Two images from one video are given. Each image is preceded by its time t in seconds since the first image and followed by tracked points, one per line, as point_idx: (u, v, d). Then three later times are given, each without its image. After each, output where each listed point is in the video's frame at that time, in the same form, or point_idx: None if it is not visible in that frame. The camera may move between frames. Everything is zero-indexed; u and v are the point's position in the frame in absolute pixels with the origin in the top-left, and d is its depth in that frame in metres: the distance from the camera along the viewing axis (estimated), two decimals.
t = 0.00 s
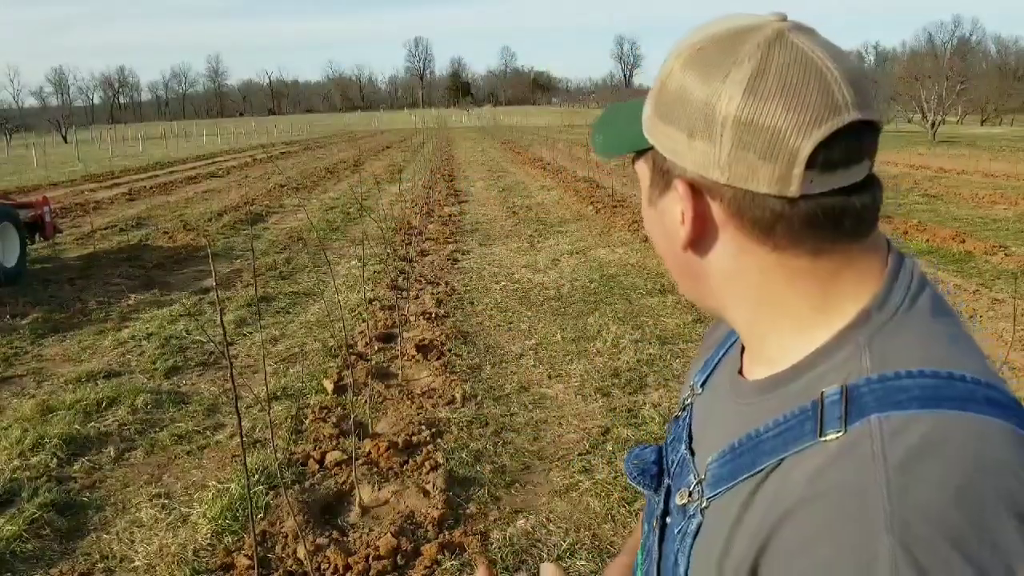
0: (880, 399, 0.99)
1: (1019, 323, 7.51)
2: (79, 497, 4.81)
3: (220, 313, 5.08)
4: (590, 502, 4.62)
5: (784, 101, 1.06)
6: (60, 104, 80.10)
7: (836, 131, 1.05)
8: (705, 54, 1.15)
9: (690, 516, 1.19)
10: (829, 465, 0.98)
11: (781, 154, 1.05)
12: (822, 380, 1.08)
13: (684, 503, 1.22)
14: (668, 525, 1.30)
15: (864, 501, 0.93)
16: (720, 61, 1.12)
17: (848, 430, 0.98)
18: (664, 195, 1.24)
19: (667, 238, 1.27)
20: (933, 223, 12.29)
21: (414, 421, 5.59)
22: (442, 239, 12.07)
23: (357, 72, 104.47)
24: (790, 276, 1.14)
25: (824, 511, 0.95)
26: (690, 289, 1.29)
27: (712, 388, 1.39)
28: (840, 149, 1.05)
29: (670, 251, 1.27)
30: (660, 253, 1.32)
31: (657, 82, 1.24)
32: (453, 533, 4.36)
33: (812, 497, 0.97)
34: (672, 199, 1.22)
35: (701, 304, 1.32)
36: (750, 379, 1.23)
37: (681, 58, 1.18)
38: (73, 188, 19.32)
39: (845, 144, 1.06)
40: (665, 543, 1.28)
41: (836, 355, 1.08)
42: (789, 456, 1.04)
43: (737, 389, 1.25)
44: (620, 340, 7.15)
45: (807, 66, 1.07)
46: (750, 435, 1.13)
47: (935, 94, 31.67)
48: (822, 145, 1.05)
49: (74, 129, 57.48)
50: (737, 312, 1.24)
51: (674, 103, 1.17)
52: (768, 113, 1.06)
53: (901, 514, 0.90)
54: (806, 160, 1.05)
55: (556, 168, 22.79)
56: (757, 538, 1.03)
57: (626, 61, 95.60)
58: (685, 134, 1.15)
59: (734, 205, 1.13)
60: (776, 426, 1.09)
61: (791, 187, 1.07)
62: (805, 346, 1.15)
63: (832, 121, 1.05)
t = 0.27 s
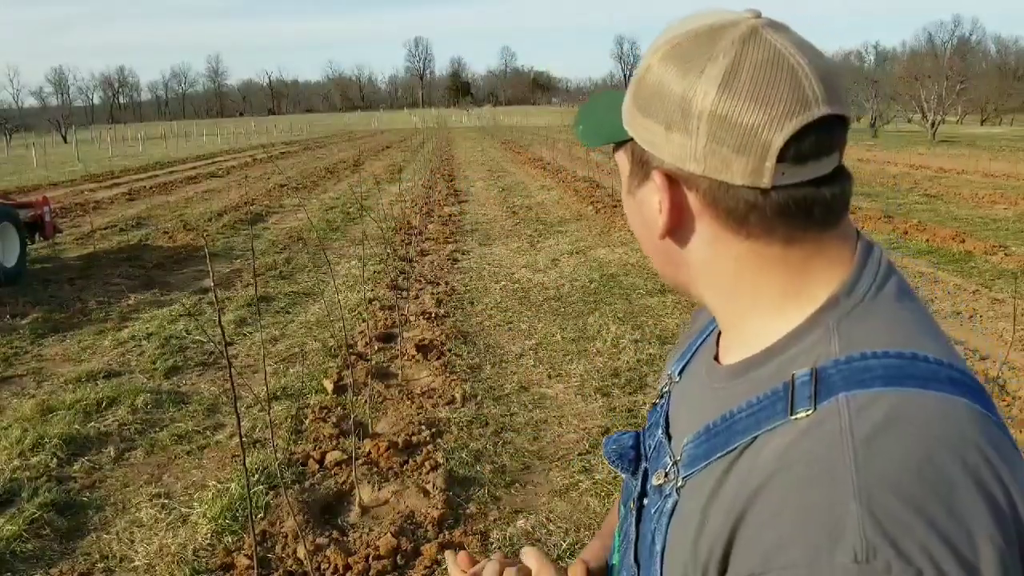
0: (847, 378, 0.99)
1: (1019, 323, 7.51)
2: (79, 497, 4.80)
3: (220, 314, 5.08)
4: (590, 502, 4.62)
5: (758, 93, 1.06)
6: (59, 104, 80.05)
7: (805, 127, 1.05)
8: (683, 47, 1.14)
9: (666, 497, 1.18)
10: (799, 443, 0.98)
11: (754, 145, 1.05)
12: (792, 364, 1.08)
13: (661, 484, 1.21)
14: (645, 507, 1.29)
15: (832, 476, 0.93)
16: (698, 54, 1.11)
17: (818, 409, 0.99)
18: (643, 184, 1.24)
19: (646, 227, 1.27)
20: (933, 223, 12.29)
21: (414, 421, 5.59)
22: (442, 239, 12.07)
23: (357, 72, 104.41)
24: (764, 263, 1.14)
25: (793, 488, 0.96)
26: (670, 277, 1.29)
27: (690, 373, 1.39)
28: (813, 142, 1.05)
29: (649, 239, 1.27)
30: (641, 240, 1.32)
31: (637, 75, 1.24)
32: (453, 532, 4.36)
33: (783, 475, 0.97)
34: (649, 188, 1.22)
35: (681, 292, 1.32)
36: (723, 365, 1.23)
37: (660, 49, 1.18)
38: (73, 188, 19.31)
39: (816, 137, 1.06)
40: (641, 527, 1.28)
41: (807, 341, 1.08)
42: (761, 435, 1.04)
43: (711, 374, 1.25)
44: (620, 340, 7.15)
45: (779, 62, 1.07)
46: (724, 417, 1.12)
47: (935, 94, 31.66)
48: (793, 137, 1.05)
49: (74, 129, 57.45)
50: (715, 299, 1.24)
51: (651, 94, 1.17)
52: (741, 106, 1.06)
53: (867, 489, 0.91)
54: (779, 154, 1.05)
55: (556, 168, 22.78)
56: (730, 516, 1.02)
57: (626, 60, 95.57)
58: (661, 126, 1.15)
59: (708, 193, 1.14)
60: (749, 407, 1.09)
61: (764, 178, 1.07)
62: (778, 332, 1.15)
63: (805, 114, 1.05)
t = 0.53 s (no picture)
0: (841, 379, 0.99)
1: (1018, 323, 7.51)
2: (79, 497, 4.80)
3: (221, 313, 5.08)
4: (590, 502, 4.62)
5: (751, 96, 1.06)
6: (59, 104, 80.06)
7: (800, 128, 1.05)
8: (677, 49, 1.14)
9: (662, 498, 1.18)
10: (795, 447, 0.98)
11: (749, 147, 1.05)
12: (787, 364, 1.08)
13: (655, 486, 1.21)
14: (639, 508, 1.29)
15: (829, 479, 0.93)
16: (691, 55, 1.11)
17: (812, 411, 0.99)
18: (635, 185, 1.24)
19: (639, 226, 1.26)
20: (933, 223, 12.28)
21: (414, 421, 5.58)
22: (441, 239, 12.07)
23: (357, 72, 104.38)
24: (757, 264, 1.14)
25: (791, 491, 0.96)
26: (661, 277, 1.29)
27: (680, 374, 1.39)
28: (806, 144, 1.06)
29: (640, 238, 1.27)
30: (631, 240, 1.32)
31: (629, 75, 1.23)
32: (453, 532, 4.36)
33: (780, 478, 0.97)
34: (642, 187, 1.21)
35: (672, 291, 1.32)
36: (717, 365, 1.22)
37: (652, 51, 1.18)
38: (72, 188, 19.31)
39: (809, 140, 1.06)
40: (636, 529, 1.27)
41: (801, 342, 1.08)
42: (756, 438, 1.03)
43: (704, 374, 1.25)
44: (620, 340, 7.14)
45: (772, 64, 1.07)
46: (718, 419, 1.12)
47: (935, 94, 31.65)
48: (787, 139, 1.05)
49: (73, 129, 57.46)
50: (707, 298, 1.24)
51: (645, 96, 1.17)
52: (735, 108, 1.06)
53: (866, 491, 0.91)
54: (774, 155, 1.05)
55: (556, 168, 22.79)
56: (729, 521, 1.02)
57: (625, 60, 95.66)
58: (655, 128, 1.15)
59: (703, 195, 1.13)
60: (743, 409, 1.08)
61: (759, 180, 1.07)
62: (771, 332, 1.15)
63: (798, 116, 1.05)
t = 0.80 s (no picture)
0: (863, 386, 0.99)
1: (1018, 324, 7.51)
2: (79, 497, 4.81)
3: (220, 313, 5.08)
4: (590, 502, 4.62)
5: (747, 102, 1.06)
6: (59, 104, 80.07)
7: (799, 133, 1.05)
8: (668, 57, 1.14)
9: (682, 514, 1.18)
10: (818, 460, 0.98)
11: (749, 156, 1.05)
12: (802, 373, 1.08)
13: (674, 502, 1.21)
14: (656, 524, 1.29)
15: (856, 491, 0.93)
16: (684, 63, 1.11)
17: (833, 422, 0.99)
18: (634, 199, 1.24)
19: (636, 237, 1.26)
20: (933, 223, 12.28)
21: (415, 421, 5.58)
22: (441, 239, 12.07)
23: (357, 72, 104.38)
24: (761, 275, 1.15)
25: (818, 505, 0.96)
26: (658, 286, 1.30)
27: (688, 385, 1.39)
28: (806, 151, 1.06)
29: (638, 249, 1.27)
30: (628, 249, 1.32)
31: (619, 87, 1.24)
32: (453, 532, 4.36)
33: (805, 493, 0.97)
34: (639, 200, 1.22)
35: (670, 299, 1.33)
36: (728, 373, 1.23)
37: (641, 63, 1.18)
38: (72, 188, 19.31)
39: (810, 145, 1.06)
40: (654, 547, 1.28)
41: (810, 352, 1.08)
42: (777, 450, 1.03)
43: (715, 385, 1.25)
44: (620, 340, 7.14)
45: (768, 70, 1.07)
46: (737, 430, 1.12)
47: (935, 94, 31.64)
48: (787, 145, 1.05)
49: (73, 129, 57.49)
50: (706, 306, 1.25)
51: (639, 105, 1.17)
52: (731, 114, 1.06)
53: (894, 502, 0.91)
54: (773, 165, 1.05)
55: (556, 168, 22.79)
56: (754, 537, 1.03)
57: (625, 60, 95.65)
58: (652, 140, 1.14)
59: (706, 207, 1.13)
60: (760, 421, 1.08)
61: (761, 188, 1.07)
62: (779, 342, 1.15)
63: (797, 120, 1.05)
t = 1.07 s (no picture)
0: (907, 407, 0.98)
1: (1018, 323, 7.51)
2: (79, 497, 4.81)
3: (220, 313, 5.09)
4: (590, 502, 4.62)
5: (798, 106, 1.05)
6: (59, 104, 80.03)
7: (850, 138, 1.05)
8: (706, 57, 1.13)
9: (707, 538, 1.19)
10: (860, 482, 0.98)
11: (798, 163, 1.05)
12: (839, 389, 1.08)
13: (698, 523, 1.22)
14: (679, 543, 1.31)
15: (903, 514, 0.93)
16: (721, 67, 1.11)
17: (878, 443, 0.98)
18: (667, 205, 1.22)
19: (663, 243, 1.26)
20: (933, 223, 12.28)
21: (415, 421, 5.58)
22: (441, 239, 12.07)
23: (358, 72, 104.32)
24: (800, 286, 1.15)
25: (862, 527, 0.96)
26: (685, 293, 1.29)
27: (709, 396, 1.40)
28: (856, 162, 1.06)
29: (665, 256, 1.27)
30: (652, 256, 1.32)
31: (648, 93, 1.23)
32: (453, 532, 4.36)
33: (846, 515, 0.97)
34: (674, 205, 1.21)
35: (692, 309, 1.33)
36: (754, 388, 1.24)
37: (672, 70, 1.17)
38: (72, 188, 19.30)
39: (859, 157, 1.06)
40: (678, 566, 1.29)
41: (849, 364, 1.08)
42: (816, 470, 1.03)
43: (742, 399, 1.26)
44: (620, 339, 7.14)
45: (816, 72, 1.07)
46: (768, 448, 1.12)
47: (935, 94, 31.65)
48: (839, 151, 1.05)
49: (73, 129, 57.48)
50: (735, 315, 1.26)
51: (675, 107, 1.15)
52: (780, 119, 1.05)
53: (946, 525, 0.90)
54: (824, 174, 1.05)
55: (556, 168, 22.79)
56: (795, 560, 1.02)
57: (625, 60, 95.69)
58: (690, 144, 1.13)
59: (748, 215, 1.13)
60: (794, 438, 1.09)
61: (809, 197, 1.06)
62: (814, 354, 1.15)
63: (850, 126, 1.05)
